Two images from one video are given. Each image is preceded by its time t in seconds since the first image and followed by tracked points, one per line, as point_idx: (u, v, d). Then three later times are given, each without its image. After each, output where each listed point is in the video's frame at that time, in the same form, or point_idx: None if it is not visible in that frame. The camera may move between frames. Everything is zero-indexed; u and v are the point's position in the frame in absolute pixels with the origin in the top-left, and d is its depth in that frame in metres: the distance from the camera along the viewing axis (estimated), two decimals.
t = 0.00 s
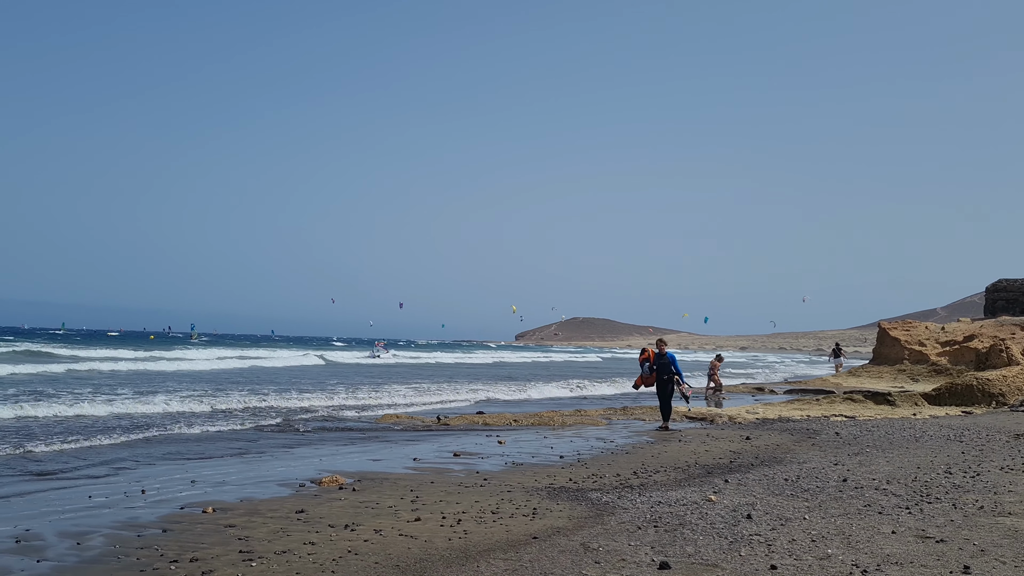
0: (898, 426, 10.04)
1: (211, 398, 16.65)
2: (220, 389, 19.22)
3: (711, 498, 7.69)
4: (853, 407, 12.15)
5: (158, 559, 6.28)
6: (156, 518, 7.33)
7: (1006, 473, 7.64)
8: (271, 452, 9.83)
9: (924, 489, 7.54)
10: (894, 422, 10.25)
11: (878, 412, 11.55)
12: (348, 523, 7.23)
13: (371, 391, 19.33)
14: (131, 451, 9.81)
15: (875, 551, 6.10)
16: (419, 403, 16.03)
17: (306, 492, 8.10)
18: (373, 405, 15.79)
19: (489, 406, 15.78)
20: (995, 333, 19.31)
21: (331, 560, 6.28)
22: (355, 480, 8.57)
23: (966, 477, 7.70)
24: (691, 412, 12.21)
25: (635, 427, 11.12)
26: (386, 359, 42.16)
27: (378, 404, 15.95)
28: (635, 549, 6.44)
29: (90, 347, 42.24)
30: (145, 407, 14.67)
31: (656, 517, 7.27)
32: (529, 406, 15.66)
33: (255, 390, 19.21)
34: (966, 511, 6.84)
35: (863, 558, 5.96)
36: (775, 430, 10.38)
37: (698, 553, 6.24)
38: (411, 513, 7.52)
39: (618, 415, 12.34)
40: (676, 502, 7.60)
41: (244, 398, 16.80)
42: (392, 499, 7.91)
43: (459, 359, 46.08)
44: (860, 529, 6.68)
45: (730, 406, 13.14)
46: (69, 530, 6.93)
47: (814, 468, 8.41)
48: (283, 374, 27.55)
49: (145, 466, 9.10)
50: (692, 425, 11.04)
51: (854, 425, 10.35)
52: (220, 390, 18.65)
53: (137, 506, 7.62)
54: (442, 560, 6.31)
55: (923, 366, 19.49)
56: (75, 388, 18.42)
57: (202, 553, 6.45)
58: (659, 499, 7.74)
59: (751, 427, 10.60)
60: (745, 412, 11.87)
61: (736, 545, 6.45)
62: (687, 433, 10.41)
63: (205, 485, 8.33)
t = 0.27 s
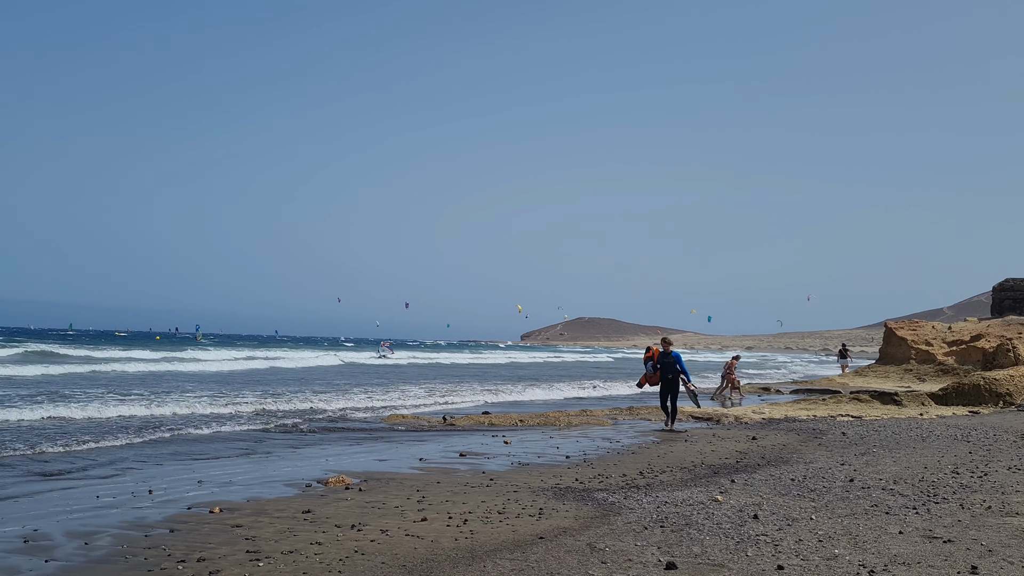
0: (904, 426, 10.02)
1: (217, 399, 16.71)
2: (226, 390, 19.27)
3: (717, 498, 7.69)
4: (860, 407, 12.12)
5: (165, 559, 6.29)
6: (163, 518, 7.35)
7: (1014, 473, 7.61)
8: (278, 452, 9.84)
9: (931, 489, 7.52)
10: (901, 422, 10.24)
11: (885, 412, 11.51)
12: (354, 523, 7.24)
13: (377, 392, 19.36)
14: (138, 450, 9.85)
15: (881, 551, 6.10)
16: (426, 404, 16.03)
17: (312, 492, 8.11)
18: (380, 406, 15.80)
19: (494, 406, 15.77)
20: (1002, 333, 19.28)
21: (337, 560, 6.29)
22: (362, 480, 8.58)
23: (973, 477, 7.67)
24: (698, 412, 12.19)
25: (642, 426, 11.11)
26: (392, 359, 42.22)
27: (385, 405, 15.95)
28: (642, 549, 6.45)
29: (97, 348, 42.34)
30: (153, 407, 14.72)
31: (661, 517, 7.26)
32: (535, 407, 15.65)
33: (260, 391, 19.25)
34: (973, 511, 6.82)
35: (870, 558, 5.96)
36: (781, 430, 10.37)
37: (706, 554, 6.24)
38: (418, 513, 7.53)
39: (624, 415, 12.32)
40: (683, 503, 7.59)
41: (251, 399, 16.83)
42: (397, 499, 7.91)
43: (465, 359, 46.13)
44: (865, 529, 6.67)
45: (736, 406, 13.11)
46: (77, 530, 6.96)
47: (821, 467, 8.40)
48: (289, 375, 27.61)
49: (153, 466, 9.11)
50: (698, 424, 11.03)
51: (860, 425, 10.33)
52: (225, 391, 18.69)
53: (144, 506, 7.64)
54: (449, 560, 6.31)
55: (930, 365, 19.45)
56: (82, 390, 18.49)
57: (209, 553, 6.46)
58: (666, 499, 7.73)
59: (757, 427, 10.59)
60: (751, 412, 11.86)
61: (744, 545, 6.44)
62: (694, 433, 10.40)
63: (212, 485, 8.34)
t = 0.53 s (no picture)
0: (914, 426, 9.98)
1: (226, 399, 16.75)
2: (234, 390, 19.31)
3: (726, 498, 7.67)
4: (868, 407, 12.07)
5: (173, 558, 6.31)
6: (172, 518, 7.37)
7: None
8: (287, 451, 9.86)
9: (940, 489, 7.49)
10: (910, 422, 10.20)
11: (894, 412, 11.46)
12: (362, 523, 7.26)
13: (384, 393, 19.37)
14: (148, 450, 9.89)
15: (890, 552, 6.07)
16: (434, 405, 16.03)
17: (320, 492, 8.12)
18: (388, 407, 15.82)
19: (502, 407, 15.76)
20: (1013, 332, 19.17)
21: (345, 560, 6.30)
22: (370, 480, 8.59)
23: (983, 478, 7.64)
24: (706, 412, 12.16)
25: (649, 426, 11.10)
26: (399, 360, 42.29)
27: (393, 406, 15.97)
28: (650, 548, 6.44)
29: (106, 348, 42.50)
30: (163, 407, 14.78)
31: (669, 517, 7.25)
32: (543, 408, 15.63)
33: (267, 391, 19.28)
34: (983, 511, 6.79)
35: (879, 558, 5.94)
36: (789, 430, 10.34)
37: (714, 554, 6.23)
38: (426, 513, 7.53)
39: (632, 415, 12.31)
40: (692, 503, 7.58)
41: (259, 400, 16.88)
42: (405, 499, 7.92)
43: (472, 360, 46.13)
44: (874, 529, 6.65)
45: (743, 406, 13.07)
46: (87, 529, 6.99)
47: (829, 468, 8.38)
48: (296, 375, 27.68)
49: (163, 465, 9.15)
50: (706, 424, 11.00)
51: (869, 425, 10.29)
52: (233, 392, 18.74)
53: (153, 506, 7.66)
54: (457, 560, 6.32)
55: (939, 365, 19.36)
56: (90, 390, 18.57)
57: (217, 552, 6.48)
58: (674, 499, 7.72)
59: (765, 427, 10.56)
60: (759, 412, 11.82)
61: (752, 545, 6.43)
62: (701, 433, 10.37)
63: (220, 485, 8.36)
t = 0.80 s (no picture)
0: (923, 426, 9.94)
1: (234, 400, 16.79)
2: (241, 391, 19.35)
3: (734, 498, 7.66)
4: (877, 407, 12.02)
5: (183, 558, 6.33)
6: (182, 517, 7.39)
7: None
8: (296, 451, 9.88)
9: (950, 489, 7.46)
10: (919, 422, 10.16)
11: (903, 411, 11.42)
12: (370, 523, 7.26)
13: (391, 393, 19.40)
14: (158, 450, 9.91)
15: (900, 552, 6.05)
16: (442, 406, 16.04)
17: (328, 491, 8.13)
18: (396, 407, 15.84)
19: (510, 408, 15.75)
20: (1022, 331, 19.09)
21: (354, 559, 6.31)
22: (378, 480, 8.60)
23: (993, 478, 7.60)
24: (714, 412, 12.13)
25: (657, 426, 11.08)
26: (405, 360, 42.35)
27: (401, 406, 15.99)
28: (659, 548, 6.44)
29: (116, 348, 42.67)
30: (173, 408, 14.82)
31: (678, 517, 7.24)
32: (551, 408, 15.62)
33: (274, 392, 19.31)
34: (992, 512, 6.76)
35: (889, 559, 5.93)
36: (798, 430, 10.31)
37: (723, 554, 6.22)
38: (434, 512, 7.54)
39: (640, 415, 12.29)
40: (700, 502, 7.57)
41: (268, 400, 16.92)
42: (413, 499, 7.93)
43: (479, 359, 46.16)
44: (884, 529, 6.63)
45: (751, 406, 13.04)
46: (97, 529, 7.02)
47: (838, 468, 8.36)
48: (303, 375, 27.73)
49: (172, 465, 9.17)
50: (713, 424, 10.98)
51: (878, 425, 10.26)
52: (240, 393, 18.78)
53: (162, 506, 7.68)
54: (465, 559, 6.32)
55: (948, 365, 19.28)
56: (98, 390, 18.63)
57: (225, 552, 6.48)
58: (682, 499, 7.71)
59: (773, 427, 10.54)
60: (767, 412, 11.79)
61: (761, 545, 6.41)
62: (709, 432, 10.35)
63: (229, 484, 8.38)
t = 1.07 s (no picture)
0: (933, 426, 9.90)
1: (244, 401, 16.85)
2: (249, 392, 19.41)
3: (744, 498, 7.64)
4: (887, 407, 11.98)
5: (193, 557, 6.34)
6: (192, 517, 7.41)
7: None
8: (306, 451, 9.90)
9: (961, 489, 7.43)
10: (930, 422, 10.12)
11: (913, 412, 11.37)
12: (380, 522, 7.28)
13: (399, 394, 19.43)
14: (169, 450, 9.95)
15: (911, 552, 6.03)
16: (450, 406, 16.05)
17: (337, 492, 8.14)
18: (404, 407, 15.85)
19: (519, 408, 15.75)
20: None
21: (364, 559, 6.32)
22: (387, 480, 8.60)
23: (1004, 478, 7.57)
24: (723, 412, 12.11)
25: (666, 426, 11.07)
26: (413, 360, 42.42)
27: (409, 407, 16.01)
28: (669, 548, 6.43)
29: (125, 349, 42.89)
30: (183, 408, 14.87)
31: (687, 517, 7.24)
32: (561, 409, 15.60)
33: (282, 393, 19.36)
34: (1004, 512, 6.73)
35: (900, 559, 5.91)
36: (807, 430, 10.29)
37: (732, 554, 6.21)
38: (443, 512, 7.54)
39: (649, 415, 12.28)
40: (710, 502, 7.56)
41: (278, 401, 16.97)
42: (422, 499, 7.94)
43: (486, 360, 46.20)
44: (894, 529, 6.61)
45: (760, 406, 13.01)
46: (108, 528, 7.05)
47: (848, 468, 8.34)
48: (311, 376, 27.78)
49: (182, 465, 9.20)
50: (722, 425, 10.97)
51: (887, 425, 10.22)
52: (249, 394, 18.84)
53: (173, 505, 7.70)
54: (475, 559, 6.33)
55: (958, 365, 19.20)
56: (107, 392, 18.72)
57: (235, 552, 6.50)
58: (692, 499, 7.70)
59: (782, 427, 10.52)
60: (776, 412, 11.76)
61: (771, 546, 6.40)
62: (718, 433, 10.33)
63: (239, 484, 8.39)
